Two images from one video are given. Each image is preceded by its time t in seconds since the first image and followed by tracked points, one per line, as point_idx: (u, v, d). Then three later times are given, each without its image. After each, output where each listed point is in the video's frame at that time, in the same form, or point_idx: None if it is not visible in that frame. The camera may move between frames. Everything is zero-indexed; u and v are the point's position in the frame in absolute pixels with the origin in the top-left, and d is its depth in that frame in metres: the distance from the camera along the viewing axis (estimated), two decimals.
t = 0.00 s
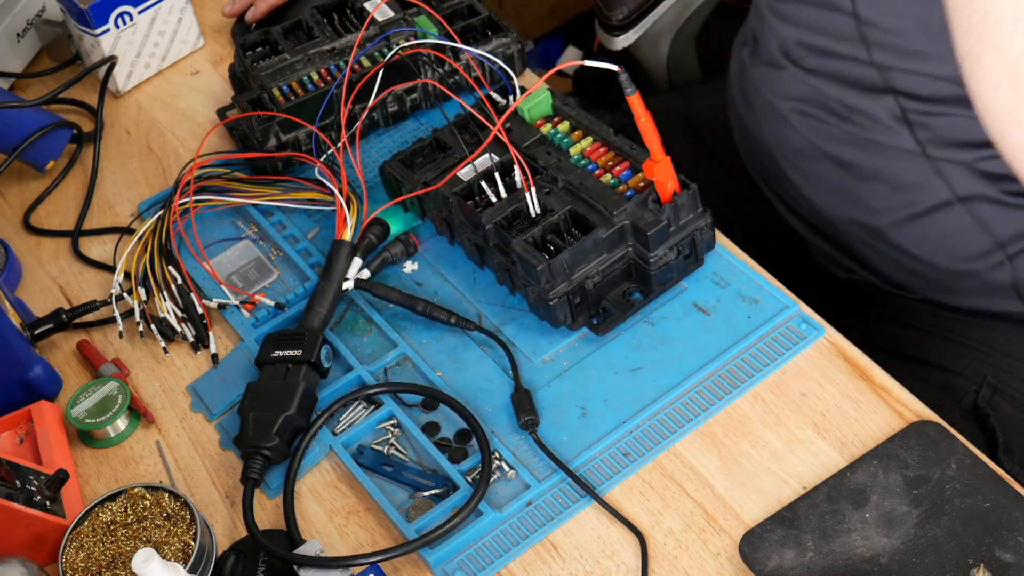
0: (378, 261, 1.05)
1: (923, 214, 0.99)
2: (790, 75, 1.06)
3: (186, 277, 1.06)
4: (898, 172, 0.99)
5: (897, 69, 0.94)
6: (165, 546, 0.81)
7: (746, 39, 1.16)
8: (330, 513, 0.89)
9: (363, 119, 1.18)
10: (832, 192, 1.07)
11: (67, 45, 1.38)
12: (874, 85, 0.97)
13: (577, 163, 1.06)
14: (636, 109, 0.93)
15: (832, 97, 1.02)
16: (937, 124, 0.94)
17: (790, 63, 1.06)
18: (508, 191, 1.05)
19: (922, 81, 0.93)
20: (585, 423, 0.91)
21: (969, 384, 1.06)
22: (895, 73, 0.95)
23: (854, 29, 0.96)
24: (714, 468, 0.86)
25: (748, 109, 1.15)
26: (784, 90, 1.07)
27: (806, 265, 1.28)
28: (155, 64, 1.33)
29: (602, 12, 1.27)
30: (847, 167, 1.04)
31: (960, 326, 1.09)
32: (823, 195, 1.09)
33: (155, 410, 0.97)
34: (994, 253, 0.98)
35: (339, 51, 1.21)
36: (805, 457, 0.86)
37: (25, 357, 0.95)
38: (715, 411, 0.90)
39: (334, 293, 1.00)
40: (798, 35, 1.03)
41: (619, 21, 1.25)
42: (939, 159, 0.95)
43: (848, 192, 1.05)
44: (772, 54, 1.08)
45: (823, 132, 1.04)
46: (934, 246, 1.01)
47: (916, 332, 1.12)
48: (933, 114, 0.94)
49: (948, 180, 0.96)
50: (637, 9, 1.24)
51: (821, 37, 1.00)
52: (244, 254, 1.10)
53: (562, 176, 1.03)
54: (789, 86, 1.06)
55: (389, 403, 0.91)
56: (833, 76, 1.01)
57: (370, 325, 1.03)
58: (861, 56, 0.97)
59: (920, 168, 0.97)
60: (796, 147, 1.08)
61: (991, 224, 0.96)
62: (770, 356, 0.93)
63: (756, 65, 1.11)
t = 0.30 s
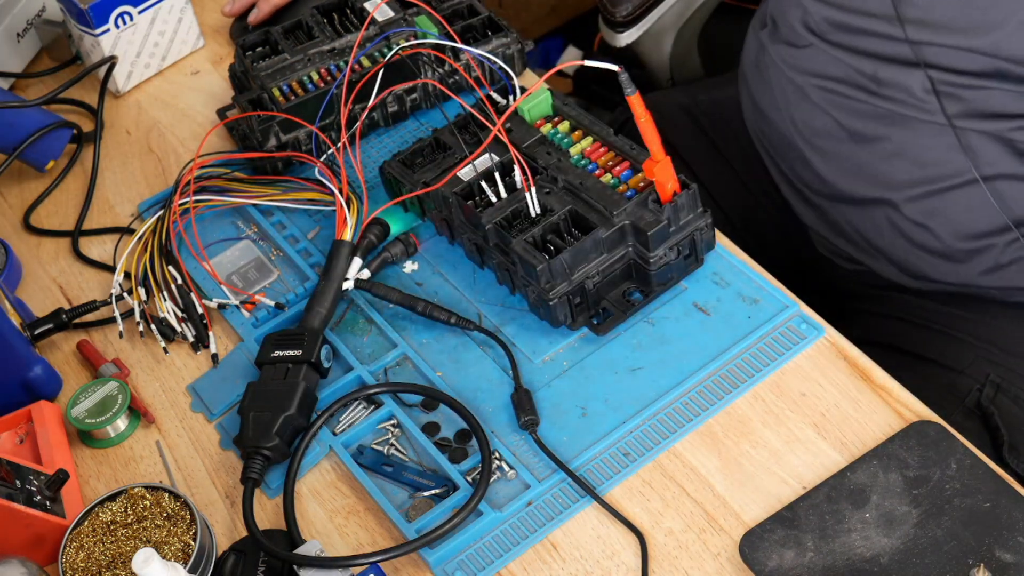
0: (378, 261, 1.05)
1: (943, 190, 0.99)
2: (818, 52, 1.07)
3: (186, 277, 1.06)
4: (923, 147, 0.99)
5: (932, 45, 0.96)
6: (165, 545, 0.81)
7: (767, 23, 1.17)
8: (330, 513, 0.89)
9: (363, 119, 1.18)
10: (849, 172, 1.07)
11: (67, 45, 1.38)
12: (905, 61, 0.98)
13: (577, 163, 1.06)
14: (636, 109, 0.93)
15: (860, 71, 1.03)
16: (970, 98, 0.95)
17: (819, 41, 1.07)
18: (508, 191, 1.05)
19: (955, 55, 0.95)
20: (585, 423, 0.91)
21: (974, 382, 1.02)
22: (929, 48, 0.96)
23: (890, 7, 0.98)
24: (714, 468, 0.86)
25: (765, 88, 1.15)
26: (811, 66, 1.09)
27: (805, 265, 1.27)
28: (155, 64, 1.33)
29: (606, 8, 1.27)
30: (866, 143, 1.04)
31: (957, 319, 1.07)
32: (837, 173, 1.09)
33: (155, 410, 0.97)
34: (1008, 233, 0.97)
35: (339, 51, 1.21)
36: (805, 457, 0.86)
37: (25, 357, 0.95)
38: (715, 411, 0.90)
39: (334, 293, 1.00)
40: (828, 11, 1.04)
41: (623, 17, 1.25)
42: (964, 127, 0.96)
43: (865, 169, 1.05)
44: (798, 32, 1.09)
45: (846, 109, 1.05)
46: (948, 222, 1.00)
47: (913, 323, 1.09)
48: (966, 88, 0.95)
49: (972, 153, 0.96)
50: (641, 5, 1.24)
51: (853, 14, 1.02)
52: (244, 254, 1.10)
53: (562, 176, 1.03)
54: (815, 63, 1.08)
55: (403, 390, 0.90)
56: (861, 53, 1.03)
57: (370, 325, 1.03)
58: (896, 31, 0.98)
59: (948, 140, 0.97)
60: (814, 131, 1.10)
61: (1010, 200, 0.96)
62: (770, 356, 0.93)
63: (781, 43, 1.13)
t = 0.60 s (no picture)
0: (378, 261, 1.05)
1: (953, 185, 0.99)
2: (829, 45, 1.07)
3: (186, 277, 1.06)
4: (933, 142, 0.99)
5: (947, 37, 0.96)
6: (165, 545, 0.81)
7: (776, 17, 1.17)
8: (330, 513, 0.89)
9: (363, 119, 1.18)
10: (855, 167, 1.07)
11: (67, 45, 1.38)
12: (920, 55, 0.98)
13: (577, 163, 1.06)
14: (637, 109, 0.93)
15: (873, 65, 1.03)
16: (983, 92, 0.95)
17: (830, 34, 1.07)
18: (508, 191, 1.05)
19: (970, 47, 0.95)
20: (584, 423, 0.91)
21: (979, 387, 1.02)
22: (944, 40, 0.96)
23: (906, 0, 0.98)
24: (714, 468, 0.86)
25: (774, 81, 1.15)
26: (821, 59, 1.09)
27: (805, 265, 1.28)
28: (155, 64, 1.33)
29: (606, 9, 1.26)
30: (875, 138, 1.05)
31: (958, 322, 1.08)
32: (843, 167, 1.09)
33: (155, 410, 0.97)
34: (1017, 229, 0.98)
35: (339, 51, 1.21)
36: (806, 457, 0.86)
37: (25, 357, 0.95)
38: (715, 411, 0.90)
39: (336, 292, 1.00)
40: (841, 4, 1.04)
41: (623, 19, 1.25)
42: (976, 121, 0.96)
43: (872, 163, 1.06)
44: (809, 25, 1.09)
45: (855, 102, 1.06)
46: (957, 217, 1.00)
47: (914, 326, 1.10)
48: (979, 82, 0.95)
49: (984, 146, 0.96)
50: (641, 7, 1.24)
51: (867, 7, 1.02)
52: (244, 254, 1.10)
53: (562, 176, 1.03)
54: (826, 56, 1.08)
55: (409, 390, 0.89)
56: (873, 46, 1.03)
57: (370, 325, 1.03)
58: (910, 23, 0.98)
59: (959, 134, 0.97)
60: (820, 126, 1.10)
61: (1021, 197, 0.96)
62: (770, 357, 0.93)
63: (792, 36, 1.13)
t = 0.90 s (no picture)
0: (378, 261, 1.05)
1: (957, 188, 0.96)
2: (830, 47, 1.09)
3: (186, 277, 1.06)
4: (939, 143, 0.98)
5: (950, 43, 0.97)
6: (165, 546, 0.81)
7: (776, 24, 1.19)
8: (330, 513, 0.89)
9: (363, 119, 1.18)
10: (859, 168, 1.08)
11: (68, 45, 1.38)
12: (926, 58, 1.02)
13: (578, 163, 1.06)
14: (637, 109, 0.93)
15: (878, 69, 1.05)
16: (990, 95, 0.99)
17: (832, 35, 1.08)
18: (508, 191, 1.06)
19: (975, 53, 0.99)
20: (584, 423, 0.91)
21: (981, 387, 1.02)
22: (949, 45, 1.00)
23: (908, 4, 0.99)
24: (714, 468, 0.86)
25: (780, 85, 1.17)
26: (824, 60, 1.10)
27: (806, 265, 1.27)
28: (155, 64, 1.33)
29: (605, 11, 1.27)
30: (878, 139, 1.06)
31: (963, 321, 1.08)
32: (848, 169, 1.10)
33: (155, 410, 0.97)
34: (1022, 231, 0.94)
35: (339, 51, 1.21)
36: (805, 457, 0.86)
37: (25, 357, 0.95)
38: (715, 411, 0.90)
39: (336, 292, 1.00)
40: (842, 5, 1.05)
41: (621, 20, 1.25)
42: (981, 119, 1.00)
43: (876, 164, 1.06)
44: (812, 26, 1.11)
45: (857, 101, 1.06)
46: (962, 219, 0.98)
47: (914, 326, 1.10)
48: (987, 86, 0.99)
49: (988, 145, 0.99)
50: (640, 9, 1.24)
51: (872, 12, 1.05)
52: (244, 254, 1.10)
53: (562, 176, 1.03)
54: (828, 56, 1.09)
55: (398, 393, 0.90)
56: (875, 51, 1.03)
57: (370, 325, 1.03)
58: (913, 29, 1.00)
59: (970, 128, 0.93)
60: (825, 124, 1.11)
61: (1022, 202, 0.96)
62: (770, 357, 0.93)
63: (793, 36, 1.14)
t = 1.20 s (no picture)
0: (378, 260, 1.05)
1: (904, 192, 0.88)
2: (800, 64, 1.16)
3: (186, 277, 1.06)
4: (894, 159, 1.10)
5: (907, 65, 1.05)
6: (165, 545, 0.81)
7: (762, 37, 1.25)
8: (330, 513, 0.88)
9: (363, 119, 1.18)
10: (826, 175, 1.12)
11: (68, 45, 1.38)
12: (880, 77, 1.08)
13: (578, 163, 1.06)
14: (636, 108, 0.93)
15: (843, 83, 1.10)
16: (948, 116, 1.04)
17: (803, 53, 1.15)
18: (508, 191, 1.05)
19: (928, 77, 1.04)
20: (584, 423, 0.91)
21: (977, 391, 1.03)
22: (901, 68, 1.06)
23: (868, 25, 1.08)
24: (714, 468, 0.86)
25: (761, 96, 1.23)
26: (794, 78, 1.17)
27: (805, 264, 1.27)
28: (155, 64, 1.33)
29: (601, 14, 1.26)
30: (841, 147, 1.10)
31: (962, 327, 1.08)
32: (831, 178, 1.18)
33: (155, 410, 0.97)
34: None
35: (339, 51, 1.21)
36: (806, 457, 0.86)
37: (25, 357, 0.95)
38: (715, 411, 0.90)
39: (335, 294, 0.99)
40: (811, 23, 1.14)
41: (618, 24, 1.25)
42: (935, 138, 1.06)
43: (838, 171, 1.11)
44: (785, 42, 1.18)
45: (830, 115, 1.15)
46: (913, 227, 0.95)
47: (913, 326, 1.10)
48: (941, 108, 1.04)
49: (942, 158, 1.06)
50: (636, 12, 1.24)
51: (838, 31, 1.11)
52: (244, 254, 1.10)
53: (562, 175, 1.03)
54: (796, 75, 1.17)
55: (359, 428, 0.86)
56: (845, 68, 1.11)
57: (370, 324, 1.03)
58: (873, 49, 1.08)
59: (916, 153, 1.08)
60: (801, 137, 1.18)
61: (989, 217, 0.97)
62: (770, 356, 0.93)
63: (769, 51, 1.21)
